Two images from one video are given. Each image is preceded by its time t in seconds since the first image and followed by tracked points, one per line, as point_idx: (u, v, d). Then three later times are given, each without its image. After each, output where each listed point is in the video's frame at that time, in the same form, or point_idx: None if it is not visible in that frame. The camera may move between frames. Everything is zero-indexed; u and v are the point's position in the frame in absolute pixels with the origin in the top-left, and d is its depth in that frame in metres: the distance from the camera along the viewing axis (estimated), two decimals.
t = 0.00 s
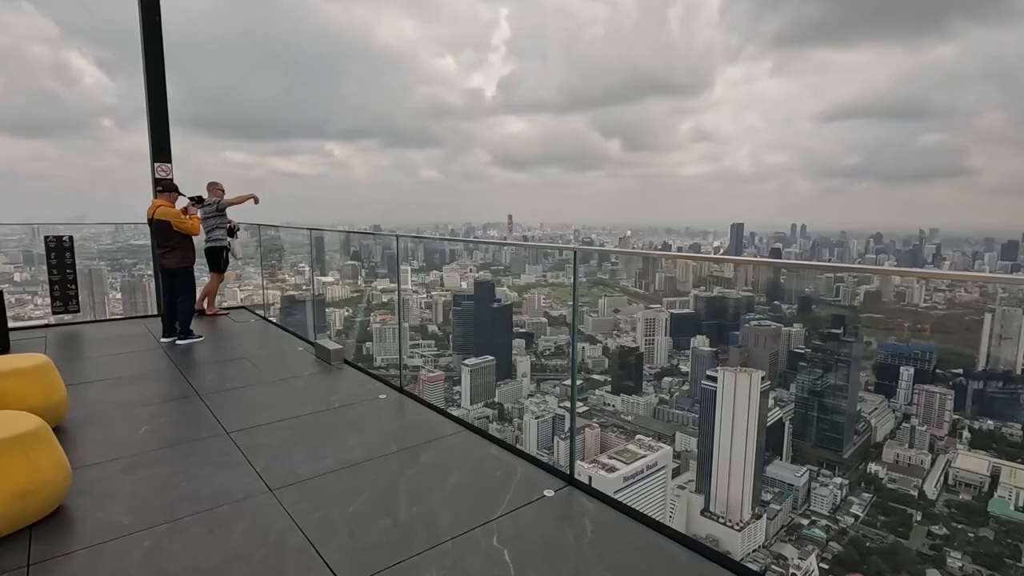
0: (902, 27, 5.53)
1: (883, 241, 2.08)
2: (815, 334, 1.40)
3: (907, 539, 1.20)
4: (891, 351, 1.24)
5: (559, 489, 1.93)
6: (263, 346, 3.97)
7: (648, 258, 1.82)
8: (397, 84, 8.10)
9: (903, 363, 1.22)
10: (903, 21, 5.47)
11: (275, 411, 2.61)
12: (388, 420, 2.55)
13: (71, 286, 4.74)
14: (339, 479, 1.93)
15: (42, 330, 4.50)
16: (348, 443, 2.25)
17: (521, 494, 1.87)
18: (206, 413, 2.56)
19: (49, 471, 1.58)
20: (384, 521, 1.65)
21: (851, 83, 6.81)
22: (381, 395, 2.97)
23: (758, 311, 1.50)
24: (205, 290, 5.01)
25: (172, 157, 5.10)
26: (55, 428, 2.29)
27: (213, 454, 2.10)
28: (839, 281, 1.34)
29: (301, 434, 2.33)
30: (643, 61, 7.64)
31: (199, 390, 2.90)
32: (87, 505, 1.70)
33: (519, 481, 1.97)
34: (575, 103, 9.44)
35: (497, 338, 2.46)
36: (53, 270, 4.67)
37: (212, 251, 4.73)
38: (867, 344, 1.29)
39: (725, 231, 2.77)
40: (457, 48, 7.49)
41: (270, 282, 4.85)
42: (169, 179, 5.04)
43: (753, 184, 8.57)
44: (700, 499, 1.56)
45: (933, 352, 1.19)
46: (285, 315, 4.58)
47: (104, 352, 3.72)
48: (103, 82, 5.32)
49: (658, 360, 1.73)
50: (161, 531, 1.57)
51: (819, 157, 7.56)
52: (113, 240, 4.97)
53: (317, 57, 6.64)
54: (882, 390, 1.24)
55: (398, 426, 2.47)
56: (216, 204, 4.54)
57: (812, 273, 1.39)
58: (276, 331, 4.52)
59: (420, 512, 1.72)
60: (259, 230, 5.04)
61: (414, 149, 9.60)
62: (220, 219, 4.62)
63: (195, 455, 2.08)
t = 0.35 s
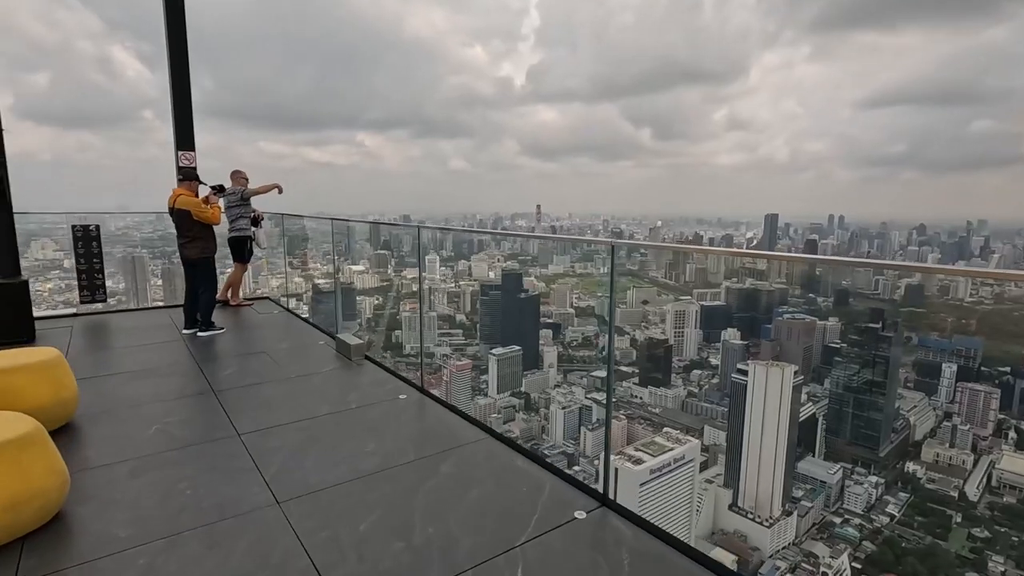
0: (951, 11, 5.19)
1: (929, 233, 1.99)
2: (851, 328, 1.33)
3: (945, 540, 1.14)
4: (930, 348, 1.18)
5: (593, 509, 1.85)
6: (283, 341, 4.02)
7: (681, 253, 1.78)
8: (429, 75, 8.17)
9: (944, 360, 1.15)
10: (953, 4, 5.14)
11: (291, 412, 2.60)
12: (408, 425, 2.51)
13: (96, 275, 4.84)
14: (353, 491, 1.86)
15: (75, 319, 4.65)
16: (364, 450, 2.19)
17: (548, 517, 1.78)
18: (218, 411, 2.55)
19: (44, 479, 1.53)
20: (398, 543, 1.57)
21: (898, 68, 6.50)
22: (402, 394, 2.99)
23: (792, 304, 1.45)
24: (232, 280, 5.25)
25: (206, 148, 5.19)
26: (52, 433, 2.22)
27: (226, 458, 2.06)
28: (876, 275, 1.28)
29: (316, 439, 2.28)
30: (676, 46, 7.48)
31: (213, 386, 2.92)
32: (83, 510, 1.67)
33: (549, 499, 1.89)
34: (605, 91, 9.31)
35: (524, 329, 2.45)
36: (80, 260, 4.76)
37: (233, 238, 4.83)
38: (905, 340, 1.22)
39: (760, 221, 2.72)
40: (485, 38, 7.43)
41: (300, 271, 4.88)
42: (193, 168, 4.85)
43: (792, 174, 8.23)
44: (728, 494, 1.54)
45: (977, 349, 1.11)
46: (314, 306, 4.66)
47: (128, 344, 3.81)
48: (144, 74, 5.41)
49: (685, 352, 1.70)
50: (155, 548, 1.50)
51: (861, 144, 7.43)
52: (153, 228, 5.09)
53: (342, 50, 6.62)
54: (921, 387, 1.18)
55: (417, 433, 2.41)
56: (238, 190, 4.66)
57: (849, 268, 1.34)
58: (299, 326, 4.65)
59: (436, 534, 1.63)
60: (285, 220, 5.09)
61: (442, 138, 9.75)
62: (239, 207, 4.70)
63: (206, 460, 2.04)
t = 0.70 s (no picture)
0: None
1: (958, 222, 1.92)
2: (875, 317, 1.27)
3: (968, 534, 1.11)
4: (957, 339, 1.13)
5: (633, 527, 1.73)
6: (297, 332, 4.05)
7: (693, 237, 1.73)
8: (447, 61, 8.13)
9: (971, 352, 1.11)
10: None
11: (303, 409, 2.57)
12: (423, 425, 2.44)
13: (110, 262, 4.89)
14: (368, 500, 1.79)
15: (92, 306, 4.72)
16: (379, 454, 2.13)
17: (583, 536, 1.67)
18: (227, 407, 2.55)
19: (33, 484, 1.50)
20: (418, 563, 1.49)
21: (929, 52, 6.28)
22: (421, 390, 2.95)
23: (813, 293, 1.39)
24: (245, 268, 5.26)
25: (223, 135, 5.21)
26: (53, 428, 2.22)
27: (232, 461, 2.01)
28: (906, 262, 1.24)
29: (329, 441, 2.23)
30: (696, 31, 7.35)
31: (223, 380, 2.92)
32: (85, 508, 1.68)
33: (583, 515, 1.78)
34: (625, 77, 9.18)
35: (541, 317, 2.43)
36: (92, 244, 4.78)
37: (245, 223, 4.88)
38: (934, 330, 1.17)
39: (781, 210, 2.68)
40: (504, 24, 7.33)
41: (318, 258, 4.92)
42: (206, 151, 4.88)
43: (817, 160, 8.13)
44: (746, 484, 1.50)
45: (1007, 341, 1.07)
46: (332, 293, 4.71)
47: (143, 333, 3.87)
48: (164, 62, 5.45)
49: (704, 340, 1.67)
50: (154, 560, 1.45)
51: (891, 129, 7.14)
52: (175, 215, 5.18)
53: (360, 37, 6.60)
54: (947, 380, 1.14)
55: (435, 435, 2.34)
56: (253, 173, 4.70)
57: (882, 256, 1.26)
58: (315, 315, 4.69)
59: (460, 554, 1.54)
60: (303, 207, 5.11)
61: (460, 126, 9.74)
62: (254, 191, 4.77)
63: (211, 462, 2.00)
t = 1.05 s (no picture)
0: None
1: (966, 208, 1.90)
2: (879, 305, 1.26)
3: (968, 519, 1.11)
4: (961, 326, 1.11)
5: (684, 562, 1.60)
6: (302, 328, 4.05)
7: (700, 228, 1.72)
8: (450, 44, 8.04)
9: (975, 338, 1.08)
10: None
11: (312, 416, 2.49)
12: (438, 437, 2.35)
13: (105, 252, 4.89)
14: (386, 527, 1.69)
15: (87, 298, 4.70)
16: (394, 471, 2.03)
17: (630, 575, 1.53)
18: (229, 413, 2.50)
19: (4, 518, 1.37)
20: None
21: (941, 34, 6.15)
22: (435, 394, 2.87)
23: (817, 279, 1.37)
24: (249, 256, 5.36)
25: (224, 121, 5.17)
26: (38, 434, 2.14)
27: (233, 480, 1.92)
28: (907, 252, 1.22)
29: (339, 454, 2.14)
30: (702, 13, 7.23)
31: (226, 381, 2.90)
32: (83, 522, 1.66)
33: (623, 548, 1.65)
34: (629, 60, 9.07)
35: (543, 304, 2.43)
36: (87, 233, 4.79)
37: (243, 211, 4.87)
38: (938, 317, 1.15)
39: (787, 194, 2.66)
40: (507, 6, 7.21)
41: (321, 244, 4.91)
42: (204, 135, 4.83)
43: (823, 144, 8.13)
44: (746, 468, 1.53)
45: (1010, 327, 1.04)
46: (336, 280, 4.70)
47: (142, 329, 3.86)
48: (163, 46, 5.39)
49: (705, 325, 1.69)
50: None
51: (901, 114, 7.08)
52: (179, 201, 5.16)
53: (362, 18, 6.51)
54: (951, 366, 1.12)
55: (452, 447, 2.25)
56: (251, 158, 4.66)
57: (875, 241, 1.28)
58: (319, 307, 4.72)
59: None
60: (305, 192, 5.09)
61: (463, 110, 9.68)
62: (253, 177, 4.74)
63: (210, 481, 1.91)
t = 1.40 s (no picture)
0: None
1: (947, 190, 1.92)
2: (863, 287, 1.26)
3: (944, 494, 1.13)
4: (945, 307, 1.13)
5: None
6: (293, 320, 4.01)
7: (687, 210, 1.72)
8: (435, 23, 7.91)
9: (954, 319, 1.11)
10: None
11: (305, 424, 2.36)
12: (445, 446, 2.22)
13: (76, 239, 4.75)
14: (390, 555, 1.56)
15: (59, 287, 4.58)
16: (398, 486, 1.90)
17: None
18: (212, 420, 2.38)
19: None
20: None
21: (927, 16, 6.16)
22: (437, 395, 2.74)
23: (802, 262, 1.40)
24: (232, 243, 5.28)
25: (204, 101, 5.04)
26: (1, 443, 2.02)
27: (218, 502, 1.79)
28: (891, 236, 1.23)
29: (338, 468, 2.01)
30: None
31: (209, 383, 2.82)
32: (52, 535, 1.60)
33: None
34: (617, 41, 9.00)
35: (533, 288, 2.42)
36: (57, 218, 4.65)
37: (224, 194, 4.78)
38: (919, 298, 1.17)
39: (773, 176, 2.68)
40: None
41: (307, 226, 4.86)
42: (179, 112, 4.70)
43: (810, 126, 8.22)
44: (731, 447, 1.59)
45: (989, 308, 1.06)
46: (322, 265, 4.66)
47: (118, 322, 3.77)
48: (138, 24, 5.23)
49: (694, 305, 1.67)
50: None
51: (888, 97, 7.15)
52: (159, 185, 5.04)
53: None
54: (930, 346, 1.14)
55: (461, 458, 2.12)
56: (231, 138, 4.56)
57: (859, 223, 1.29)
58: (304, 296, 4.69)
59: None
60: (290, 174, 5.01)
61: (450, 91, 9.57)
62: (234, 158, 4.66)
63: (192, 501, 1.78)
